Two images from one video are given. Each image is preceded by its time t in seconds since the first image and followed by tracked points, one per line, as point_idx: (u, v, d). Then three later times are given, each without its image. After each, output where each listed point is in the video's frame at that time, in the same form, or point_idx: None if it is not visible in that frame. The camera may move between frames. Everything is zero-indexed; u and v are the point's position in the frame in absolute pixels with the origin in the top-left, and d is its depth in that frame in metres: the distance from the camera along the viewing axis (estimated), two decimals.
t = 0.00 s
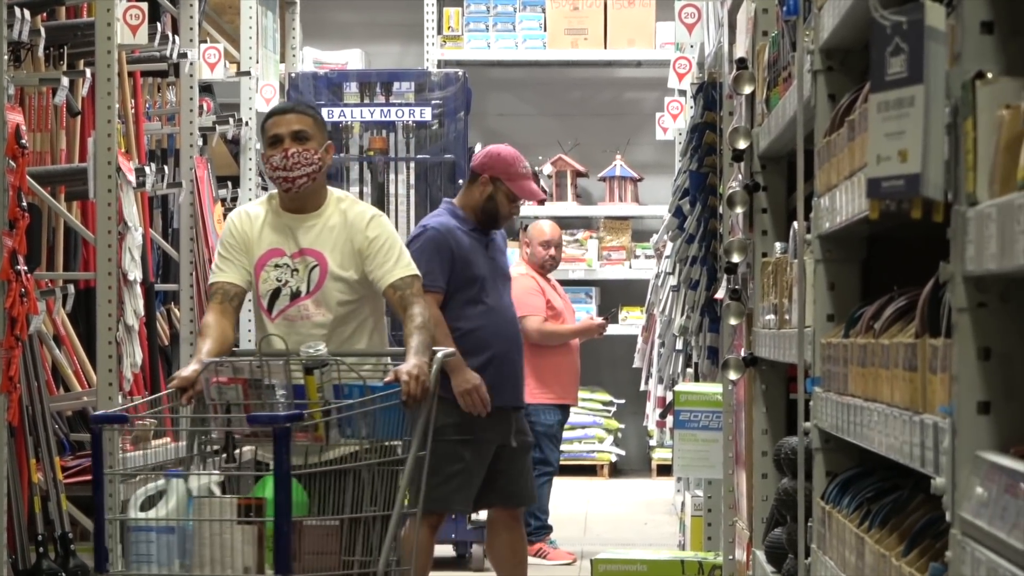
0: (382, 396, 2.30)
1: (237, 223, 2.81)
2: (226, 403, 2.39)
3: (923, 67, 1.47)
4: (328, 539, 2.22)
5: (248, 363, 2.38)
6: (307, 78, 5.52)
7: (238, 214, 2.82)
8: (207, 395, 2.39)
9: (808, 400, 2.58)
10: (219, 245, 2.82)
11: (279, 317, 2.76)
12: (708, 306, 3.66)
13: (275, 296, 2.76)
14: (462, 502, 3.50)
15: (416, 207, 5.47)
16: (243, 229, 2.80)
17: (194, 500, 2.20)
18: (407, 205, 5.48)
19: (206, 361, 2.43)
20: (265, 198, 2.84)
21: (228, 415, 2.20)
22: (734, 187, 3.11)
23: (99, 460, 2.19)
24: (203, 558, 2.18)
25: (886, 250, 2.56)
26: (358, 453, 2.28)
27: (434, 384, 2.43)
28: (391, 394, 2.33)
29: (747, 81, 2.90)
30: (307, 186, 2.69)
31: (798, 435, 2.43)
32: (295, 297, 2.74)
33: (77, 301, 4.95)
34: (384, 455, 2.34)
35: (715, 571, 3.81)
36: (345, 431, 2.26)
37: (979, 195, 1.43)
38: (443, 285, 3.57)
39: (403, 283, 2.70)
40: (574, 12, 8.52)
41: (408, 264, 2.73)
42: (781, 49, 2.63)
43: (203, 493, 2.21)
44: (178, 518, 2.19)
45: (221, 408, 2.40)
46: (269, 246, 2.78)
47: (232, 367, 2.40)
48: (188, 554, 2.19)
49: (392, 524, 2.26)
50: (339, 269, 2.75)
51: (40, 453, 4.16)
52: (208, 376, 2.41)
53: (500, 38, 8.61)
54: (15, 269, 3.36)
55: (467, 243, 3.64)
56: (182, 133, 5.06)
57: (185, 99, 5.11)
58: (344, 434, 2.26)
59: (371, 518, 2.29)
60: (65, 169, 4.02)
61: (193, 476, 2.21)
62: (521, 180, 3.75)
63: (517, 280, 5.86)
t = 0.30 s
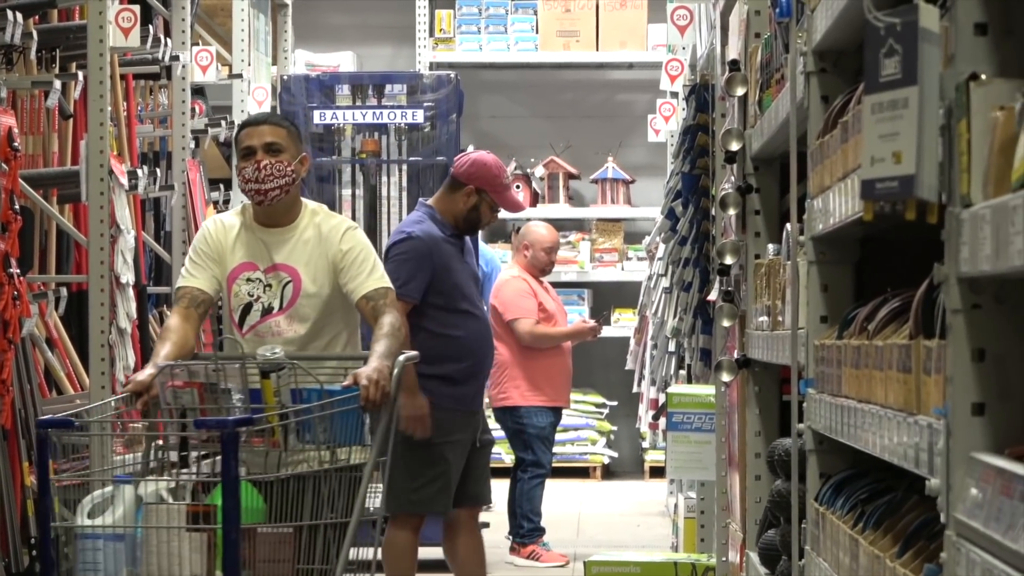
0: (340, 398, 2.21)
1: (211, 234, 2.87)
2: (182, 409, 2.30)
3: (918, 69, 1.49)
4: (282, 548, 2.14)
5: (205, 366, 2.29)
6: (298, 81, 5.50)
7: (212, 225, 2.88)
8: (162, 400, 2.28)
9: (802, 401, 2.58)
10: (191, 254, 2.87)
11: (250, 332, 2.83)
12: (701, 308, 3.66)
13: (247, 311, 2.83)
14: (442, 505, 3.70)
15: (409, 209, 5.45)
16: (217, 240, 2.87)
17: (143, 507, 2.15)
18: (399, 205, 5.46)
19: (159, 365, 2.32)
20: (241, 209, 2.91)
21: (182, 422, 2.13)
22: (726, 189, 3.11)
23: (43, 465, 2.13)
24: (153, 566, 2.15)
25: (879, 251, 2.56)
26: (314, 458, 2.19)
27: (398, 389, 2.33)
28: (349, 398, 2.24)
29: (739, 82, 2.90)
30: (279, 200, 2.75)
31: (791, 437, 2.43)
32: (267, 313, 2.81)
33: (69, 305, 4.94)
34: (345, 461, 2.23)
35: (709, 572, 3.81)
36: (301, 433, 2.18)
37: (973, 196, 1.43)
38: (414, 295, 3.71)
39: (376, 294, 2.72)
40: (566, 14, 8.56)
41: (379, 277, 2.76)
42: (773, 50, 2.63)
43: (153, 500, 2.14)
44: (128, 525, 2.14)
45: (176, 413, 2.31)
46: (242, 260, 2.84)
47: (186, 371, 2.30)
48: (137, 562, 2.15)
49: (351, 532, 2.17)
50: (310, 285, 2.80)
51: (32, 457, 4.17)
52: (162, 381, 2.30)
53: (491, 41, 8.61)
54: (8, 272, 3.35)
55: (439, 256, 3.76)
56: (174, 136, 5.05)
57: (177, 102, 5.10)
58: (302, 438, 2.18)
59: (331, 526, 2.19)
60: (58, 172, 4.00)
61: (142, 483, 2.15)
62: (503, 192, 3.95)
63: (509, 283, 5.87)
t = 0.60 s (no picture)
0: (297, 405, 2.20)
1: (194, 224, 2.88)
2: (133, 415, 2.23)
3: (912, 68, 1.48)
4: (238, 557, 2.18)
5: (158, 371, 2.23)
6: (292, 84, 5.52)
7: (194, 213, 2.89)
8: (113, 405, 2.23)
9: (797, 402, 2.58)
10: (171, 242, 2.87)
11: (226, 327, 2.83)
12: (697, 309, 3.66)
13: (224, 304, 2.83)
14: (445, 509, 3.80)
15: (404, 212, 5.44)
16: (197, 229, 2.87)
17: (94, 516, 2.13)
18: (394, 208, 5.45)
19: (112, 370, 2.26)
20: (226, 198, 2.90)
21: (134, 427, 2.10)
22: (721, 190, 3.11)
23: None
24: None
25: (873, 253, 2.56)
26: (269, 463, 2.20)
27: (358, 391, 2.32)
28: (307, 404, 2.22)
29: (733, 83, 2.90)
30: (262, 190, 2.76)
31: (787, 437, 2.43)
32: (243, 308, 2.80)
33: (65, 309, 4.95)
34: (302, 467, 2.23)
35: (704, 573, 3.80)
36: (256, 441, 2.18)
37: (969, 196, 1.43)
38: (404, 302, 3.79)
39: (343, 292, 2.66)
40: (560, 16, 8.52)
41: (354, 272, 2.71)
42: (767, 51, 2.63)
43: (104, 508, 2.13)
44: (78, 535, 2.11)
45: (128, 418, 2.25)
46: (223, 252, 2.85)
47: (137, 376, 2.23)
48: (86, 574, 2.11)
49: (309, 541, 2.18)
50: (287, 280, 2.79)
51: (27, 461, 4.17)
52: (115, 386, 2.24)
53: (487, 43, 8.60)
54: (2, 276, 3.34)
55: (431, 260, 3.83)
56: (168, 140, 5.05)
57: (172, 105, 5.10)
58: (258, 444, 2.19)
59: (287, 534, 2.21)
60: (53, 175, 4.00)
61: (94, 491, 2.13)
62: (496, 194, 4.05)
63: (505, 285, 5.88)
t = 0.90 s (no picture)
0: (293, 412, 2.32)
1: (199, 229, 2.86)
2: (129, 419, 2.45)
3: (951, 75, 1.49)
4: (235, 563, 2.34)
5: (152, 377, 2.44)
6: (330, 88, 5.56)
7: (201, 215, 2.88)
8: (109, 409, 2.43)
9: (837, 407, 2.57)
10: (179, 246, 2.88)
11: (234, 332, 2.82)
12: (736, 315, 3.67)
13: (231, 310, 2.82)
14: (507, 505, 3.93)
15: (442, 216, 5.52)
16: (203, 231, 2.86)
17: (86, 524, 2.31)
18: (432, 213, 5.53)
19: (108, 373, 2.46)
20: (230, 201, 2.90)
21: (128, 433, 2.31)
22: (760, 195, 3.11)
23: None
24: None
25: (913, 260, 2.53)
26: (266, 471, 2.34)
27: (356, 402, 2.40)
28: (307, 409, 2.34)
29: (772, 88, 2.90)
30: (264, 192, 2.77)
31: (826, 443, 2.42)
32: (252, 313, 2.80)
33: (104, 311, 4.96)
34: (297, 476, 2.37)
35: None
36: (257, 446, 2.33)
37: (1008, 202, 1.42)
38: (463, 305, 3.88)
39: (339, 292, 2.69)
40: (597, 21, 8.55)
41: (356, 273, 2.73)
42: (806, 56, 2.61)
43: (95, 516, 2.31)
44: (70, 542, 2.30)
45: (125, 423, 2.46)
46: (228, 256, 2.84)
47: (133, 381, 2.45)
48: None
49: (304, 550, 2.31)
50: (293, 283, 2.79)
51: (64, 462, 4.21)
52: (110, 391, 2.45)
53: (523, 47, 8.61)
54: (42, 278, 3.36)
55: (487, 262, 3.90)
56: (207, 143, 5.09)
57: (211, 109, 5.10)
58: (249, 454, 2.33)
59: (286, 542, 2.34)
60: (92, 178, 4.02)
61: (84, 499, 2.31)
62: (544, 197, 4.11)
63: (544, 289, 5.87)
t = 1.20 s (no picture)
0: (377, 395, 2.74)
1: (277, 256, 3.43)
2: (238, 403, 2.99)
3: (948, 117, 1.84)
4: (330, 526, 2.66)
5: (258, 368, 2.96)
6: (437, 131, 7.04)
7: (278, 246, 3.45)
8: (222, 394, 2.94)
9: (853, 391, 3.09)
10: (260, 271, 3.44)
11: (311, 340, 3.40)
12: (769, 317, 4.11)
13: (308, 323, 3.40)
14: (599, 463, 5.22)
15: (526, 235, 7.01)
16: (281, 258, 3.43)
17: (204, 492, 2.67)
18: (519, 232, 7.04)
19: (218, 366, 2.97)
20: (300, 233, 3.47)
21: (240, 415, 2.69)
22: (788, 217, 3.60)
23: (117, 451, 2.64)
24: (211, 541, 2.67)
25: (916, 269, 3.04)
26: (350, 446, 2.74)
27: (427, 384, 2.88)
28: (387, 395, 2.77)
29: (800, 129, 3.40)
30: (321, 228, 3.30)
31: (843, 421, 2.94)
32: (324, 324, 3.37)
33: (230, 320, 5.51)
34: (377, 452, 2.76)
35: (775, 532, 4.37)
36: (345, 428, 2.75)
37: (994, 221, 1.76)
38: (575, 301, 5.02)
39: (409, 301, 3.25)
40: (655, 74, 10.09)
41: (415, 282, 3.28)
42: (828, 102, 3.12)
43: (212, 485, 2.68)
44: (191, 507, 2.66)
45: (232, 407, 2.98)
46: (301, 278, 3.40)
47: (241, 372, 2.96)
48: (197, 538, 2.66)
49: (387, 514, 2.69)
50: (357, 297, 3.35)
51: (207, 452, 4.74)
52: (221, 380, 2.95)
53: (594, 96, 10.17)
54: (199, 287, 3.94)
55: (589, 269, 5.06)
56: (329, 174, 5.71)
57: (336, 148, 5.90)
58: (340, 433, 2.75)
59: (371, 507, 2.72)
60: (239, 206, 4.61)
61: (203, 470, 2.67)
62: (637, 226, 5.32)
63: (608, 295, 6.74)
